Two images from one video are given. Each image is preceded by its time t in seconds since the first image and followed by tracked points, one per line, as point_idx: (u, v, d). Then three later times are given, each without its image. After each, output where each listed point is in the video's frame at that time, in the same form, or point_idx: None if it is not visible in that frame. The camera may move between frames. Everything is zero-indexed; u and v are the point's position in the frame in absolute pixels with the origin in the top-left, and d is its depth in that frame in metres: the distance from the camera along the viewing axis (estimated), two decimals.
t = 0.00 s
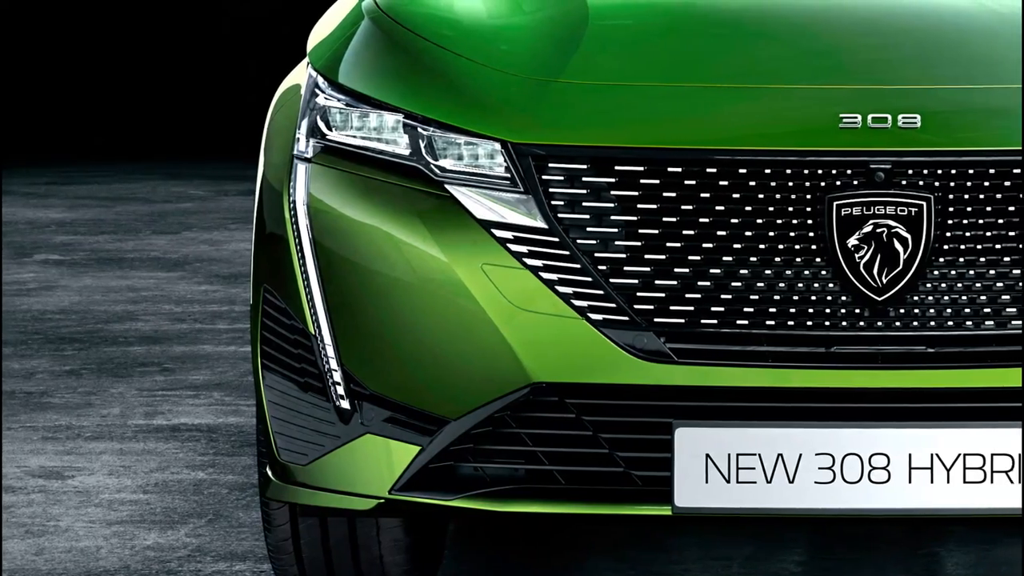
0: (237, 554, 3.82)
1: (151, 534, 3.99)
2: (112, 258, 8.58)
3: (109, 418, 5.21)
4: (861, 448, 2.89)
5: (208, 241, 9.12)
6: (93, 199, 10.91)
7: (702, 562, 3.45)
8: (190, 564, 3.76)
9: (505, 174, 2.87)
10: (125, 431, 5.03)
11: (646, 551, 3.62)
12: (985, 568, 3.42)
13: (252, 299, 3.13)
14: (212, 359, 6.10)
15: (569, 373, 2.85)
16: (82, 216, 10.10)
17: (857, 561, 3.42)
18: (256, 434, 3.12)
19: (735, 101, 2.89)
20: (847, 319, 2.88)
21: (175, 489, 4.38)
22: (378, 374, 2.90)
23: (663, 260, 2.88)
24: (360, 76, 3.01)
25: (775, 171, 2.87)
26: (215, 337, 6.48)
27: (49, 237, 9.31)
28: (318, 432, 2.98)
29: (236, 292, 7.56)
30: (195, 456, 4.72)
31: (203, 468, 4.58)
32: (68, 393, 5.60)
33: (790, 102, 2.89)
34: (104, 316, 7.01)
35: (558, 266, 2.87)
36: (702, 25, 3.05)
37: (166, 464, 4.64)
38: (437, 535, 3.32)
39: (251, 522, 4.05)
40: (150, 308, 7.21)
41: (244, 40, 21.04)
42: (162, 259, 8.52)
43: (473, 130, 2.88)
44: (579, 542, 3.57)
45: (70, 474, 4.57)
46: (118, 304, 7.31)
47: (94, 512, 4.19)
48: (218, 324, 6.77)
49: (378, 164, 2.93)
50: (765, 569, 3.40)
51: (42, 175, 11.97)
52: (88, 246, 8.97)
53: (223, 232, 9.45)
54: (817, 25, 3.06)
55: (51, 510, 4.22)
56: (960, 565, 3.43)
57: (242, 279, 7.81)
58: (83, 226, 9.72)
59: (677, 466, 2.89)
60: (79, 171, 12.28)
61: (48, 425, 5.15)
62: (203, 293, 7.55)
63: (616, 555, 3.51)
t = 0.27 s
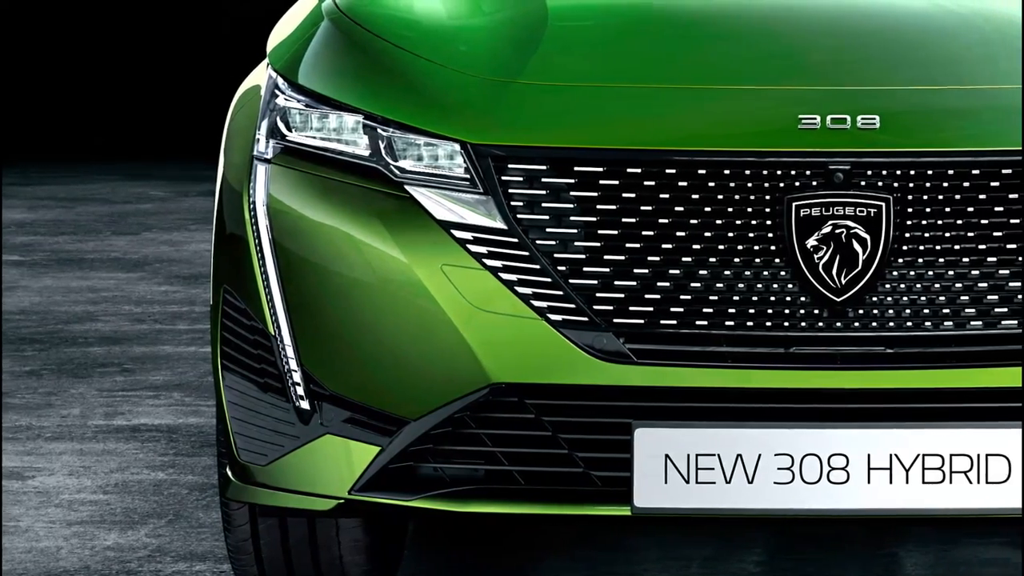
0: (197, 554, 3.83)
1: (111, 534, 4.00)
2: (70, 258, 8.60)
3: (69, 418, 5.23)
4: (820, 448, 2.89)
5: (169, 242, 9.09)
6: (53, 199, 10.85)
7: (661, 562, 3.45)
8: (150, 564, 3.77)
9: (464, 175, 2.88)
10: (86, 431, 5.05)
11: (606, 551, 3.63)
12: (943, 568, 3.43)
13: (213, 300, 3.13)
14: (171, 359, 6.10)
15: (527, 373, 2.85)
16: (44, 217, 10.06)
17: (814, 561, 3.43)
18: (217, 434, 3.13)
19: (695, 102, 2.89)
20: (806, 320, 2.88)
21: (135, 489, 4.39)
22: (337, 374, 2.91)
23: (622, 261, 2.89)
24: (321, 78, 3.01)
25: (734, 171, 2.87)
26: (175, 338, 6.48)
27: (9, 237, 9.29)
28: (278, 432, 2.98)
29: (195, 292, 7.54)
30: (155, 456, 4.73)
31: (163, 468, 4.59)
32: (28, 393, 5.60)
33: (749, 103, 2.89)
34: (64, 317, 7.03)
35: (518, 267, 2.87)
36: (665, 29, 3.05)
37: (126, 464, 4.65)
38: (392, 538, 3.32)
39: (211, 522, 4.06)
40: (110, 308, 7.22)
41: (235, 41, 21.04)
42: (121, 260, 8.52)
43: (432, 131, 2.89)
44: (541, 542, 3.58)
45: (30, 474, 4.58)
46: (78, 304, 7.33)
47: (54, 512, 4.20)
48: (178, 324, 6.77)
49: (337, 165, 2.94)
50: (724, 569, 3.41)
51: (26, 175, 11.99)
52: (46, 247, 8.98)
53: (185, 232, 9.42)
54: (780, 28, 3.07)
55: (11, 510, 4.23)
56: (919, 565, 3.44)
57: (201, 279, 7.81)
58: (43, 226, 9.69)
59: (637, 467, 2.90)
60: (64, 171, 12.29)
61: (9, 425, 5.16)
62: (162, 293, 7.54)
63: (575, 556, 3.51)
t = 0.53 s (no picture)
0: (157, 554, 3.83)
1: (71, 535, 4.01)
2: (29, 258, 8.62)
3: (30, 419, 5.23)
4: (779, 448, 2.90)
5: (130, 242, 9.09)
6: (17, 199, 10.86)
7: (620, 561, 3.44)
8: (111, 564, 3.78)
9: (424, 176, 2.88)
10: (46, 431, 5.05)
11: (565, 551, 3.61)
12: (900, 566, 3.44)
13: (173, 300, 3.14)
14: (131, 359, 6.10)
15: (488, 373, 2.86)
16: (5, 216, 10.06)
17: (771, 560, 3.44)
18: (177, 435, 3.13)
19: (654, 103, 2.90)
20: (765, 321, 2.89)
21: (95, 489, 4.39)
22: (297, 375, 2.91)
23: (581, 262, 2.89)
24: (281, 79, 3.01)
25: (693, 172, 2.88)
26: (135, 338, 6.49)
27: None
28: (237, 433, 2.99)
29: (156, 293, 7.55)
30: (116, 456, 4.73)
31: (124, 468, 4.59)
32: None
33: (708, 103, 2.90)
34: (24, 317, 7.04)
35: (477, 267, 2.88)
36: (624, 29, 3.05)
37: (86, 464, 4.66)
38: (347, 537, 3.31)
39: (170, 522, 4.07)
40: (69, 308, 7.23)
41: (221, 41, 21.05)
42: (80, 261, 8.52)
43: (392, 132, 2.89)
44: (500, 542, 3.57)
45: None
46: (38, 305, 7.34)
47: (13, 512, 4.21)
48: (137, 325, 6.78)
49: (297, 165, 2.94)
50: (682, 569, 3.40)
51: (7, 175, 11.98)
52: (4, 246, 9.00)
53: (146, 232, 9.43)
54: (739, 28, 3.07)
55: None
56: (876, 564, 3.45)
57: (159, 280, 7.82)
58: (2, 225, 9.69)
59: (597, 467, 2.90)
60: (44, 171, 12.29)
61: None
62: (123, 294, 7.55)
63: (535, 556, 3.50)
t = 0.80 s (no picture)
0: (117, 554, 3.84)
1: (31, 535, 4.01)
2: None
3: None
4: (738, 448, 2.90)
5: (89, 242, 9.13)
6: None
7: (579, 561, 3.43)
8: (71, 564, 3.79)
9: (384, 177, 2.88)
10: (7, 432, 5.06)
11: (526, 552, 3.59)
12: (858, 564, 3.45)
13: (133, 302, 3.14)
14: (91, 360, 6.11)
15: (448, 374, 2.86)
16: None
17: (729, 558, 3.45)
18: (137, 436, 3.13)
19: (614, 103, 2.90)
20: (725, 322, 2.89)
21: (55, 490, 4.40)
22: (257, 375, 2.92)
23: (541, 262, 2.89)
24: (242, 80, 3.02)
25: (653, 173, 2.88)
26: (95, 338, 6.49)
27: None
28: (198, 433, 2.99)
29: (114, 292, 7.59)
30: (76, 456, 4.74)
31: (84, 469, 4.60)
32: None
33: (668, 104, 2.90)
34: None
35: (437, 268, 2.88)
36: (583, 30, 3.05)
37: (47, 465, 4.66)
38: (302, 534, 3.29)
39: (130, 523, 4.08)
40: (29, 309, 7.23)
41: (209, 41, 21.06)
42: (41, 261, 8.53)
43: (352, 132, 2.89)
44: (460, 541, 3.57)
45: None
46: None
47: None
48: (98, 325, 6.78)
49: (257, 166, 2.95)
50: (640, 568, 3.38)
51: None
52: None
53: (104, 232, 9.48)
54: (697, 28, 3.06)
55: None
56: (835, 562, 3.46)
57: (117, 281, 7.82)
58: None
59: (558, 467, 2.90)
60: (26, 171, 12.29)
61: None
62: (83, 294, 7.55)
63: (494, 556, 3.48)
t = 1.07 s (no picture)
0: (77, 555, 3.84)
1: None
2: None
3: None
4: (698, 449, 2.91)
5: (49, 242, 9.14)
6: None
7: (537, 562, 3.43)
8: (31, 565, 3.79)
9: (343, 178, 2.89)
10: None
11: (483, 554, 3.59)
12: (814, 564, 3.47)
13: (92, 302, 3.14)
14: (51, 362, 6.11)
15: (407, 375, 2.87)
16: None
17: (686, 557, 3.46)
18: (97, 436, 3.14)
19: (573, 104, 2.90)
20: (683, 322, 2.90)
21: (14, 490, 4.41)
22: (216, 376, 2.92)
23: (500, 263, 2.90)
24: (202, 81, 3.02)
25: (612, 174, 2.89)
26: (56, 340, 6.49)
27: None
28: (157, 434, 2.99)
29: (73, 292, 7.62)
30: (36, 457, 4.74)
31: (43, 470, 4.60)
32: None
33: (627, 105, 2.90)
34: None
35: (397, 269, 2.88)
36: (542, 31, 3.05)
37: (5, 466, 4.66)
38: (264, 533, 3.30)
39: (89, 524, 4.08)
40: None
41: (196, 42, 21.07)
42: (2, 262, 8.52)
43: (311, 133, 2.90)
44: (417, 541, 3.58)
45: None
46: None
47: None
48: (58, 327, 6.78)
49: (216, 167, 2.95)
50: (597, 569, 3.37)
51: None
52: None
53: (62, 232, 9.48)
54: (656, 30, 3.06)
55: None
56: (793, 559, 3.47)
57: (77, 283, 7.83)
58: None
59: (518, 467, 2.91)
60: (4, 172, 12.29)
61: None
62: (42, 296, 7.55)
63: (451, 556, 3.48)
